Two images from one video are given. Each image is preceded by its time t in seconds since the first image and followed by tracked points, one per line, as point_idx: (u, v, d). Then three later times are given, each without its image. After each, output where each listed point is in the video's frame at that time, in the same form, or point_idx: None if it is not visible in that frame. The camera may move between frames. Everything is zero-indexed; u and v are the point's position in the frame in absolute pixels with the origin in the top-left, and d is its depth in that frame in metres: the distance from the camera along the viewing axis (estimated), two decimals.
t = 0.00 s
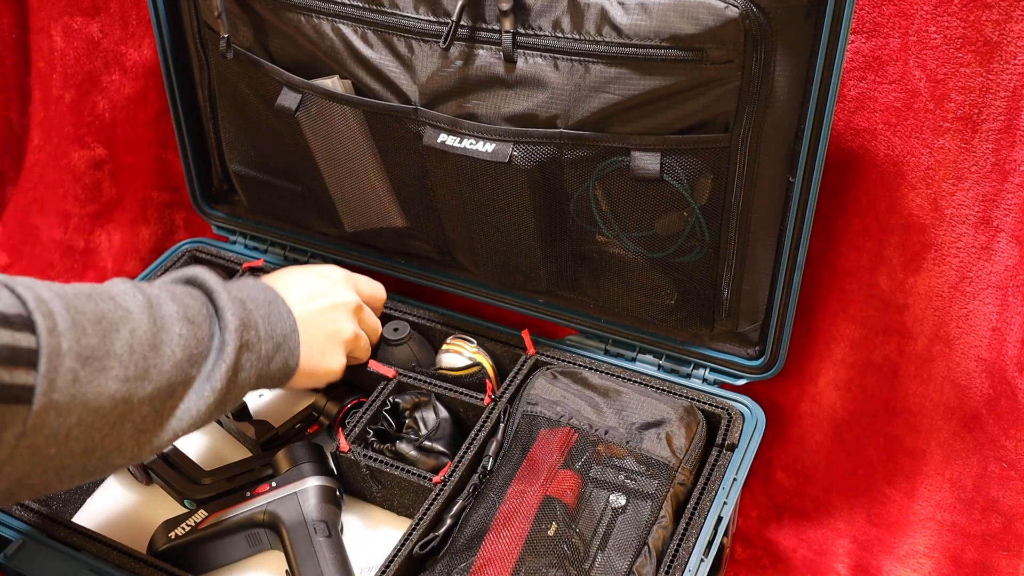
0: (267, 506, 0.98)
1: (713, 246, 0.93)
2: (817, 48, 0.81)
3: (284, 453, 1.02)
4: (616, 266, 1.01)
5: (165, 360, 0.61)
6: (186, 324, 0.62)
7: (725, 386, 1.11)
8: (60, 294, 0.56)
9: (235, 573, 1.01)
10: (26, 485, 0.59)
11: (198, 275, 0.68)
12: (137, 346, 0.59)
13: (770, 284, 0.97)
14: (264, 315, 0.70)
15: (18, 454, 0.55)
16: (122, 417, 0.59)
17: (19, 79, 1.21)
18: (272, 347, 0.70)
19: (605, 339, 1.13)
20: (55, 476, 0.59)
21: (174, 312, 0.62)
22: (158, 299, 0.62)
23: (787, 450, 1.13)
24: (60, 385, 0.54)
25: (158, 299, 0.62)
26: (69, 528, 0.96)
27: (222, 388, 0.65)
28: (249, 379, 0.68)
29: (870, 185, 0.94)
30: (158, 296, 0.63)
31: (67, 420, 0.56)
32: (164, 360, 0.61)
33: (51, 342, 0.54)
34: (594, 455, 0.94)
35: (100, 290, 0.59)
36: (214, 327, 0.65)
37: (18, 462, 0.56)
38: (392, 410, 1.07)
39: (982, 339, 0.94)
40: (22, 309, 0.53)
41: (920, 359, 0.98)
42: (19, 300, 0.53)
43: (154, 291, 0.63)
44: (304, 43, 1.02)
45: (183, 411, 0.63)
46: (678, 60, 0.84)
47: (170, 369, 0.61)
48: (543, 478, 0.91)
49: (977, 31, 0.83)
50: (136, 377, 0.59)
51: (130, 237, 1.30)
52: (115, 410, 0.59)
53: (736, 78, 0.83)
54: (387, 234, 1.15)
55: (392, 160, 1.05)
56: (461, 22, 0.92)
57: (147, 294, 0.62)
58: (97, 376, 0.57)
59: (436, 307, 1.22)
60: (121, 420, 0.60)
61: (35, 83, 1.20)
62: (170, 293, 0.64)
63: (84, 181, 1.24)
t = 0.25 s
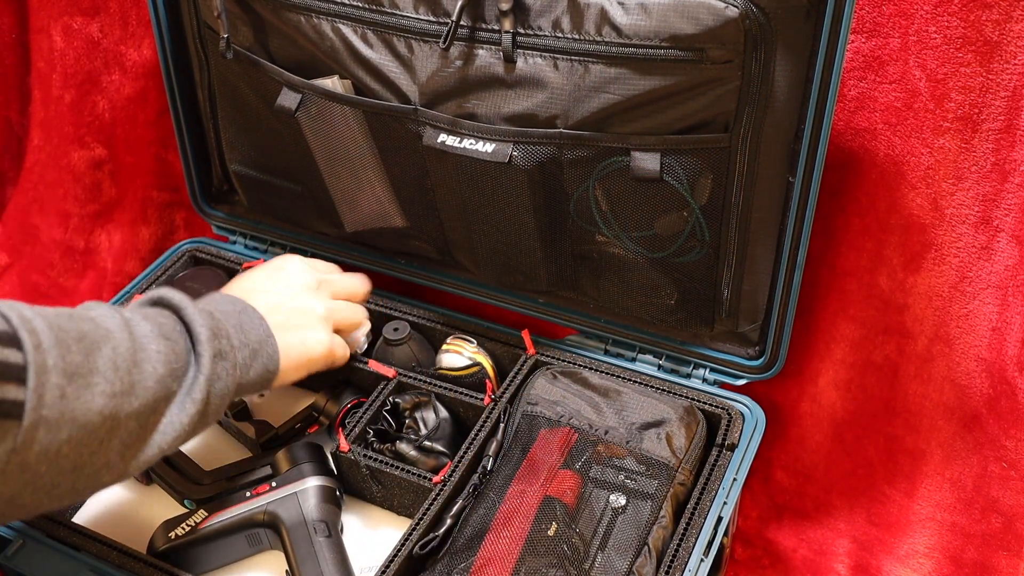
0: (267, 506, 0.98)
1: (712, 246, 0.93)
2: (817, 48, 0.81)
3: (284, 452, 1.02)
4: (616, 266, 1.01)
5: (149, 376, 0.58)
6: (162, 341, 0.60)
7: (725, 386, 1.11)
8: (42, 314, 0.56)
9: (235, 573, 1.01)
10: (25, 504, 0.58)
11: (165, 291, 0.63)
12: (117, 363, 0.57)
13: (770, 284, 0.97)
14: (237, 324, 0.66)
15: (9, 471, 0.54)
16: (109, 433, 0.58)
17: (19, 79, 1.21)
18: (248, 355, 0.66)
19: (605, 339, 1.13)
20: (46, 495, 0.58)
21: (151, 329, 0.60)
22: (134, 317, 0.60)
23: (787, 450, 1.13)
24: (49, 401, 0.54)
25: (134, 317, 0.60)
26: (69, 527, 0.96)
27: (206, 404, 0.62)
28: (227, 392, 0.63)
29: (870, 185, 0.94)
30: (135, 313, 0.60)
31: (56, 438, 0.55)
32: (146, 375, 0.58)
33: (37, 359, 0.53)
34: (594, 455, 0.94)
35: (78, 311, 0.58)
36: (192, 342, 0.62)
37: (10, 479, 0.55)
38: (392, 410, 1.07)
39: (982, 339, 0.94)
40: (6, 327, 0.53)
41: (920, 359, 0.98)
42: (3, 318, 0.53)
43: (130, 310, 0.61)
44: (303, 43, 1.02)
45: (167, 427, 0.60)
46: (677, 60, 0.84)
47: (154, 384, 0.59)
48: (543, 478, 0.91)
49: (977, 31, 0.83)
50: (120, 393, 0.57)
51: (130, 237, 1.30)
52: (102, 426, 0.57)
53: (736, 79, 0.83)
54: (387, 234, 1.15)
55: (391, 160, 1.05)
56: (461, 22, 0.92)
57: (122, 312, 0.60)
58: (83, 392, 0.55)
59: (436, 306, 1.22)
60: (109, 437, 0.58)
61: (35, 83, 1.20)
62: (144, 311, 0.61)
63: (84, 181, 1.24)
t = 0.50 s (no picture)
0: (267, 505, 0.98)
1: (713, 246, 0.93)
2: (817, 48, 0.81)
3: (284, 452, 1.02)
4: (616, 266, 1.01)
5: (151, 330, 0.62)
6: (166, 303, 0.64)
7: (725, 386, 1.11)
8: (51, 270, 0.57)
9: (235, 573, 1.01)
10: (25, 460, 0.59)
11: (171, 264, 0.69)
12: (123, 316, 0.60)
13: (770, 284, 0.97)
14: (238, 300, 0.72)
15: (20, 420, 0.56)
16: (112, 389, 0.60)
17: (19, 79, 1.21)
18: (246, 331, 0.72)
19: (605, 339, 1.13)
20: (54, 448, 0.59)
21: (157, 293, 0.64)
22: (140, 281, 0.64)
23: (787, 449, 1.13)
24: (60, 349, 0.55)
25: (141, 281, 0.64)
26: (70, 528, 0.96)
27: (206, 367, 0.66)
28: (226, 360, 0.69)
29: (870, 185, 0.94)
30: (141, 278, 0.64)
31: (65, 387, 0.57)
32: (153, 334, 0.62)
33: (49, 310, 0.55)
34: (594, 455, 0.94)
35: (83, 271, 0.60)
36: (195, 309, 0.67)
37: (18, 428, 0.56)
38: (392, 410, 1.07)
39: (982, 339, 0.94)
40: (18, 279, 0.54)
41: (920, 359, 0.98)
42: (14, 271, 0.54)
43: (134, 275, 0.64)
44: (303, 43, 1.02)
45: (170, 385, 0.64)
46: (677, 60, 0.84)
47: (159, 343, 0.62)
48: (543, 478, 0.91)
49: (977, 31, 0.83)
50: (126, 348, 0.60)
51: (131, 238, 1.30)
52: (107, 379, 0.59)
53: (736, 79, 0.83)
54: (387, 234, 1.15)
55: (391, 160, 1.05)
56: (461, 22, 0.92)
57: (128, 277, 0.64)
58: (92, 344, 0.57)
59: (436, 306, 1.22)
60: (112, 391, 0.60)
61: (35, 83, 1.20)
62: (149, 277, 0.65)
63: (84, 181, 1.24)
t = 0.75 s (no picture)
0: (267, 505, 0.98)
1: (713, 245, 0.93)
2: (817, 49, 0.82)
3: (284, 452, 1.02)
4: (616, 266, 1.01)
5: (117, 382, 0.54)
6: (129, 348, 0.56)
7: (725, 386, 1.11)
8: None
9: (235, 573, 1.01)
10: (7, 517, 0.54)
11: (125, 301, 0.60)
12: (87, 370, 0.54)
13: (770, 284, 0.97)
14: (192, 329, 0.61)
15: None
16: (85, 448, 0.53)
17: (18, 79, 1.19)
18: (202, 366, 0.61)
19: (605, 339, 1.13)
20: (27, 507, 0.54)
21: (119, 333, 0.57)
22: (105, 322, 0.57)
23: (787, 450, 1.13)
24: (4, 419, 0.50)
25: (102, 321, 0.57)
26: (70, 527, 0.96)
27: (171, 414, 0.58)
28: (190, 399, 0.59)
29: (870, 185, 0.94)
30: (103, 320, 0.57)
31: (24, 454, 0.51)
32: (120, 384, 0.55)
33: None
34: (594, 455, 0.94)
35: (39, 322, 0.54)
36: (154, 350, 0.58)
37: None
38: (392, 409, 1.07)
39: (982, 340, 0.94)
40: None
41: (920, 359, 0.98)
42: None
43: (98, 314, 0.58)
44: (304, 43, 1.02)
45: (144, 434, 0.56)
46: (677, 60, 0.84)
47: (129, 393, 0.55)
48: (543, 478, 0.91)
49: (977, 31, 0.83)
50: (92, 403, 0.53)
51: (130, 238, 1.30)
52: (75, 441, 0.53)
53: (736, 79, 0.83)
54: (387, 234, 1.15)
55: (392, 159, 1.05)
56: (461, 22, 0.92)
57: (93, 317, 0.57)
58: (47, 408, 0.52)
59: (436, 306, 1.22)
60: (85, 451, 0.53)
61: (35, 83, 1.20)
62: (113, 313, 0.58)
63: (84, 181, 1.24)
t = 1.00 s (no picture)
0: (267, 505, 0.98)
1: (713, 246, 0.93)
2: (817, 49, 0.82)
3: (284, 452, 1.02)
4: (615, 266, 1.01)
5: None
6: None
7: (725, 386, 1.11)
8: None
9: (235, 572, 1.01)
10: None
11: None
12: None
13: (770, 284, 0.97)
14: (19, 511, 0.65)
15: None
16: None
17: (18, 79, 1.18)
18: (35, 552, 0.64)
19: (605, 339, 1.13)
20: None
21: None
22: None
23: (787, 450, 1.13)
24: None
25: None
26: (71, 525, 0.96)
27: None
28: None
29: (870, 185, 0.94)
30: None
31: None
32: None
33: None
34: (594, 455, 0.94)
35: None
36: None
37: None
38: (392, 409, 1.07)
39: (982, 340, 0.94)
40: None
41: (920, 359, 0.98)
42: None
43: None
44: (304, 43, 1.02)
45: None
46: (677, 60, 0.84)
47: None
48: (543, 478, 0.91)
49: (977, 31, 0.83)
50: None
51: (130, 237, 1.30)
52: None
53: (737, 79, 0.83)
54: (387, 234, 1.15)
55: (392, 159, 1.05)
56: (461, 22, 0.92)
57: None
58: None
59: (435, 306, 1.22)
60: None
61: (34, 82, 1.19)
62: None
63: (84, 181, 1.24)
